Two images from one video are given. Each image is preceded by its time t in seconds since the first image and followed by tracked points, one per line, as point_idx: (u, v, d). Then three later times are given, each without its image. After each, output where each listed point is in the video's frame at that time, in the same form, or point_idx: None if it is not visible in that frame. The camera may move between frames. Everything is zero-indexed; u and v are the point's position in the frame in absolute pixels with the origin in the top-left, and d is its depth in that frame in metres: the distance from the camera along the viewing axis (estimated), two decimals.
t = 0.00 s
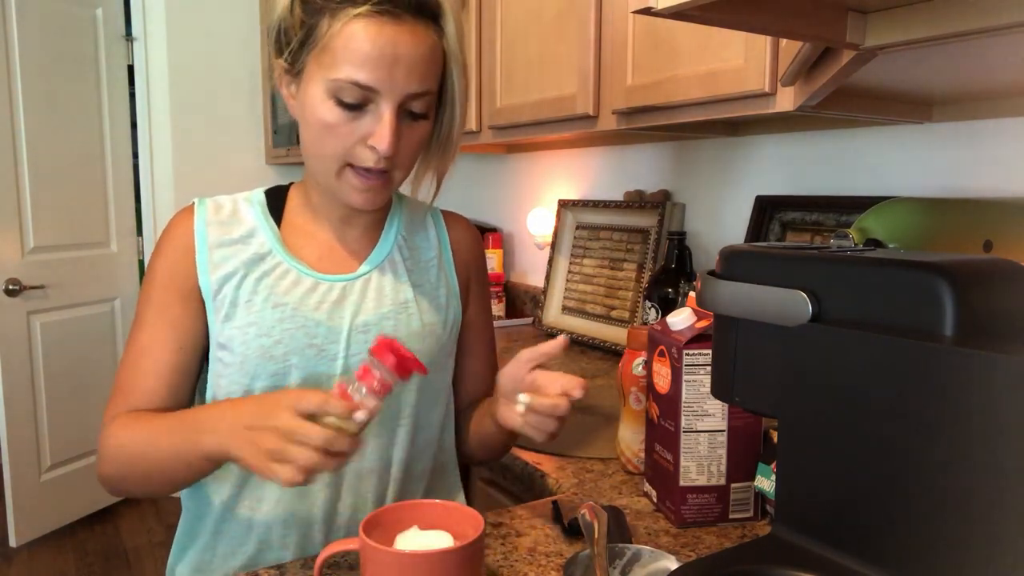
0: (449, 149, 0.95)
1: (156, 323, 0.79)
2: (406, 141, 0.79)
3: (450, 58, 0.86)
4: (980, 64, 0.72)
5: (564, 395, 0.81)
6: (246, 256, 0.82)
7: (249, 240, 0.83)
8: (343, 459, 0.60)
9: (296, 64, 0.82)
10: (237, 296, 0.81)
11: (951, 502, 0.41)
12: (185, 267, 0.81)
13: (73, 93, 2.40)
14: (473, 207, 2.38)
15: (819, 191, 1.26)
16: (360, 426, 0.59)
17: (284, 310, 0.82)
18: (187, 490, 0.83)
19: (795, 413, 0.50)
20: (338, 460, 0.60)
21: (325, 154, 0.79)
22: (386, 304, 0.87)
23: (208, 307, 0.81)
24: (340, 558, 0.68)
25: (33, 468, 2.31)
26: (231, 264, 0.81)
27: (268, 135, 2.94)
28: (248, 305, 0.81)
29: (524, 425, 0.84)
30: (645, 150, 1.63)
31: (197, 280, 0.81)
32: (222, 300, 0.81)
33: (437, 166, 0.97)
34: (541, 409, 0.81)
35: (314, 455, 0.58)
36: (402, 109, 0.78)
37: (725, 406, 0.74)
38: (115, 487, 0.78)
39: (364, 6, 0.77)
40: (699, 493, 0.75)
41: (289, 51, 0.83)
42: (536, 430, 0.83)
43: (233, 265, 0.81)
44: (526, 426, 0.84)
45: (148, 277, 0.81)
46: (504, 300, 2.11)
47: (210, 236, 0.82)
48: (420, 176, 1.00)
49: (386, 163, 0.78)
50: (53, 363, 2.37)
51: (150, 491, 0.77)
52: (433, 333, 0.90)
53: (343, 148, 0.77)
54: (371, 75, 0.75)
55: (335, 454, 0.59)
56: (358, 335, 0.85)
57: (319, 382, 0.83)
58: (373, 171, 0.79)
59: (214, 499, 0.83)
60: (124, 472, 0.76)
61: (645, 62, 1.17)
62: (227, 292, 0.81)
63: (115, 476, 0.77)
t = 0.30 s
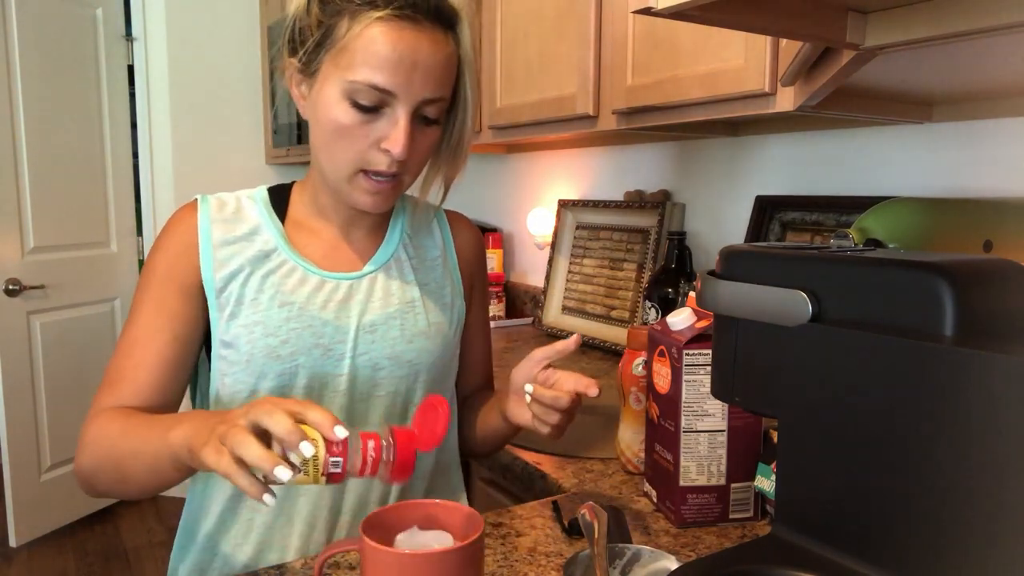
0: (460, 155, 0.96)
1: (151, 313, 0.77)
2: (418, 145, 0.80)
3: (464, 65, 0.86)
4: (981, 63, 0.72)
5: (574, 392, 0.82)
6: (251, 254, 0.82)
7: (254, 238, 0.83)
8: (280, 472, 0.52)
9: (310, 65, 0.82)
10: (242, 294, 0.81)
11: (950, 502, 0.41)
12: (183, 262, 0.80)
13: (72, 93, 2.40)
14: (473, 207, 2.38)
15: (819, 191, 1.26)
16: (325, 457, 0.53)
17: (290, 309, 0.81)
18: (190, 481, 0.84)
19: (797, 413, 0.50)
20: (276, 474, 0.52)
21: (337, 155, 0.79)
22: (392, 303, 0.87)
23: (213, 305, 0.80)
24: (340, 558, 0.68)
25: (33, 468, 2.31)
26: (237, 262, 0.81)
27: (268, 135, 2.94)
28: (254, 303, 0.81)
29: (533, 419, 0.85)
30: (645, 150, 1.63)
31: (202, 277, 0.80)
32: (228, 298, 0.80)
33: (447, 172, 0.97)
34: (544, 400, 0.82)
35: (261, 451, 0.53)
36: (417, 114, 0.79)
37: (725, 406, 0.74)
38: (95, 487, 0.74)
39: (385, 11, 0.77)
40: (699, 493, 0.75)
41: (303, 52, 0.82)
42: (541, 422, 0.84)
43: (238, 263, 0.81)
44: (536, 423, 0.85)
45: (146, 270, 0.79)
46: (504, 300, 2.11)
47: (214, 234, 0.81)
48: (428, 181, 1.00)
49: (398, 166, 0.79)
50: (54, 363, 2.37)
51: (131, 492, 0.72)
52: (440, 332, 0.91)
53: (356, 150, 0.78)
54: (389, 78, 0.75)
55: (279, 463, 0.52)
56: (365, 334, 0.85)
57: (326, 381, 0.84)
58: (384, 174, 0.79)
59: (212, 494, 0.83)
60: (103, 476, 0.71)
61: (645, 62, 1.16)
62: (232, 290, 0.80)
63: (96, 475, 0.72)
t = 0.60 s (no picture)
0: (466, 157, 0.96)
1: (149, 315, 0.76)
2: (424, 147, 0.81)
3: (473, 69, 0.86)
4: (980, 63, 0.72)
5: (577, 399, 0.84)
6: (254, 253, 0.82)
7: (255, 237, 0.83)
8: (300, 456, 0.51)
9: (318, 64, 0.82)
10: (245, 293, 0.81)
11: (950, 501, 0.41)
12: (184, 260, 0.79)
13: (72, 93, 2.40)
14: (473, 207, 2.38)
15: (819, 191, 1.26)
16: (345, 454, 0.52)
17: (293, 309, 0.81)
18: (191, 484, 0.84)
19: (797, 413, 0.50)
20: (295, 457, 0.51)
21: (342, 155, 0.79)
22: (395, 304, 0.87)
23: (215, 304, 0.80)
24: (340, 558, 0.68)
25: (33, 468, 2.31)
26: (240, 261, 0.81)
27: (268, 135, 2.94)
28: (256, 303, 0.81)
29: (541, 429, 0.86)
30: (645, 150, 1.63)
31: (204, 276, 0.80)
32: (230, 297, 0.80)
33: (453, 173, 0.97)
34: (552, 410, 0.83)
35: (283, 436, 0.52)
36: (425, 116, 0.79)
37: (725, 406, 0.74)
38: (94, 487, 0.74)
39: (395, 13, 0.77)
40: (699, 493, 0.75)
41: (311, 51, 0.82)
42: (551, 433, 0.85)
43: (241, 262, 0.81)
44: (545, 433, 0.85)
45: (147, 268, 0.79)
46: (504, 300, 2.11)
47: (216, 233, 0.81)
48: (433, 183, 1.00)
49: (403, 167, 0.79)
50: (54, 363, 2.37)
51: (130, 490, 0.72)
52: (442, 332, 0.91)
53: (362, 150, 0.78)
54: (398, 80, 0.75)
55: (300, 448, 0.51)
56: (367, 334, 0.85)
57: (328, 381, 0.84)
58: (389, 174, 0.80)
59: (213, 495, 0.82)
60: (106, 474, 0.72)
61: (645, 62, 1.16)
62: (235, 289, 0.80)
63: (96, 474, 0.72)
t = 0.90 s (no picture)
0: (469, 159, 0.96)
1: (150, 315, 0.76)
2: (427, 149, 0.81)
3: (478, 72, 0.86)
4: (981, 63, 0.72)
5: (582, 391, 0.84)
6: (253, 255, 0.82)
7: (255, 238, 0.83)
8: (318, 446, 0.51)
9: (322, 65, 0.82)
10: (244, 294, 0.81)
11: (951, 503, 0.41)
12: (184, 260, 0.79)
13: (72, 93, 2.39)
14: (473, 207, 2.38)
15: (818, 191, 1.26)
16: (361, 446, 0.53)
17: (293, 310, 0.81)
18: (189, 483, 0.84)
19: (796, 413, 0.50)
20: (314, 448, 0.51)
21: (345, 156, 0.79)
22: (395, 305, 0.87)
23: (214, 305, 0.80)
24: (341, 558, 0.68)
25: (33, 468, 2.31)
26: (240, 262, 0.81)
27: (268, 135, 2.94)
28: (256, 304, 0.81)
29: (549, 424, 0.86)
30: (645, 149, 1.63)
31: (203, 277, 0.80)
32: (230, 298, 0.80)
33: (455, 175, 0.97)
34: (559, 406, 0.84)
35: (302, 427, 0.53)
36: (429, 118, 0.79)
37: (725, 406, 0.74)
38: (94, 488, 0.74)
39: (402, 15, 0.77)
40: (699, 493, 0.75)
41: (316, 52, 0.82)
42: (559, 428, 0.85)
43: (241, 263, 0.81)
44: (552, 427, 0.86)
45: (146, 268, 0.79)
46: (504, 300, 2.11)
47: (216, 233, 0.81)
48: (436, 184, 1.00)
49: (406, 170, 0.79)
50: (53, 364, 2.37)
51: (131, 490, 0.72)
52: (441, 333, 0.91)
53: (366, 152, 0.78)
54: (404, 82, 0.75)
55: (318, 439, 0.52)
56: (367, 336, 0.85)
57: (327, 382, 0.84)
58: (392, 176, 0.80)
59: (213, 494, 0.83)
60: (107, 474, 0.72)
61: (645, 62, 1.16)
62: (234, 290, 0.80)
63: (98, 475, 0.72)
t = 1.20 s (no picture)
0: (470, 161, 0.96)
1: (150, 316, 0.76)
2: (428, 151, 0.81)
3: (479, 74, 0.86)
4: (981, 64, 0.72)
5: (581, 393, 0.84)
6: (253, 255, 0.82)
7: (255, 238, 0.83)
8: (307, 446, 0.51)
9: (324, 66, 0.82)
10: (244, 295, 0.81)
11: (951, 503, 0.41)
12: (184, 261, 0.79)
13: (72, 92, 2.39)
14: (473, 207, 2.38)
15: (819, 191, 1.26)
16: (351, 439, 0.53)
17: (293, 310, 0.81)
18: (190, 481, 0.84)
19: (796, 413, 0.50)
20: (303, 448, 0.51)
21: (346, 157, 0.79)
22: (395, 306, 0.87)
23: (214, 305, 0.80)
24: (340, 558, 0.68)
25: (33, 468, 2.31)
26: (240, 263, 0.81)
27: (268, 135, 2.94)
28: (255, 304, 0.81)
29: (548, 426, 0.86)
30: (645, 149, 1.63)
31: (203, 277, 0.80)
32: (229, 298, 0.80)
33: (457, 176, 0.97)
34: (558, 407, 0.83)
35: (291, 427, 0.53)
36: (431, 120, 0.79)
37: (725, 406, 0.74)
38: (94, 488, 0.74)
39: (404, 17, 0.77)
40: (699, 493, 0.75)
41: (318, 53, 0.82)
42: (558, 429, 0.85)
43: (241, 264, 0.81)
44: (551, 430, 0.86)
45: (146, 268, 0.79)
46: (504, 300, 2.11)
47: (215, 234, 0.81)
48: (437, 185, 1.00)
49: (408, 171, 0.79)
50: (54, 364, 2.37)
51: (131, 490, 0.72)
52: (441, 334, 0.91)
53: (367, 153, 0.78)
54: (406, 84, 0.75)
55: (308, 439, 0.52)
56: (367, 336, 0.85)
57: (327, 382, 0.84)
58: (393, 178, 0.80)
59: (213, 494, 0.83)
60: (106, 474, 0.72)
61: (645, 62, 1.16)
62: (234, 290, 0.80)
63: (98, 475, 0.72)
